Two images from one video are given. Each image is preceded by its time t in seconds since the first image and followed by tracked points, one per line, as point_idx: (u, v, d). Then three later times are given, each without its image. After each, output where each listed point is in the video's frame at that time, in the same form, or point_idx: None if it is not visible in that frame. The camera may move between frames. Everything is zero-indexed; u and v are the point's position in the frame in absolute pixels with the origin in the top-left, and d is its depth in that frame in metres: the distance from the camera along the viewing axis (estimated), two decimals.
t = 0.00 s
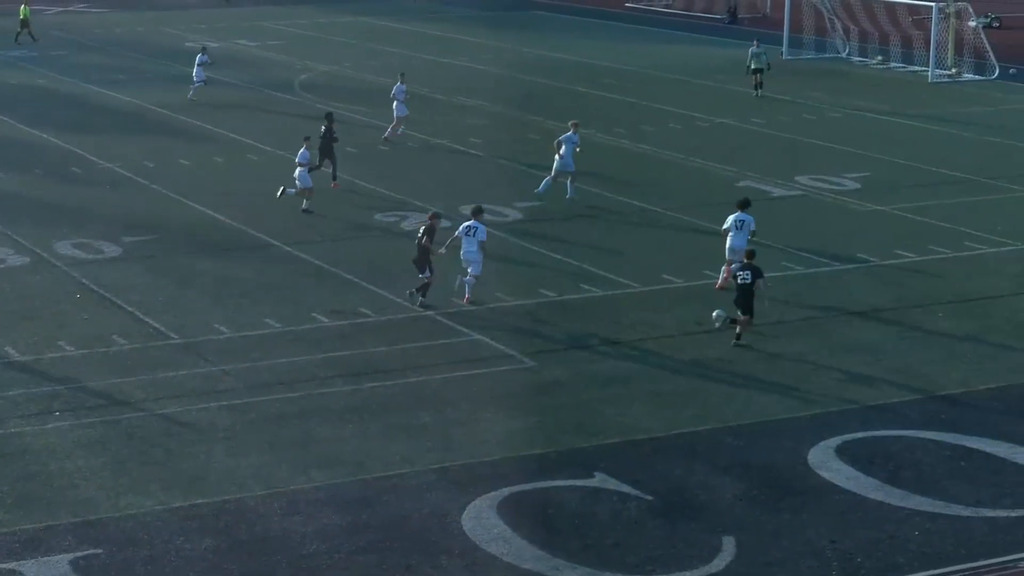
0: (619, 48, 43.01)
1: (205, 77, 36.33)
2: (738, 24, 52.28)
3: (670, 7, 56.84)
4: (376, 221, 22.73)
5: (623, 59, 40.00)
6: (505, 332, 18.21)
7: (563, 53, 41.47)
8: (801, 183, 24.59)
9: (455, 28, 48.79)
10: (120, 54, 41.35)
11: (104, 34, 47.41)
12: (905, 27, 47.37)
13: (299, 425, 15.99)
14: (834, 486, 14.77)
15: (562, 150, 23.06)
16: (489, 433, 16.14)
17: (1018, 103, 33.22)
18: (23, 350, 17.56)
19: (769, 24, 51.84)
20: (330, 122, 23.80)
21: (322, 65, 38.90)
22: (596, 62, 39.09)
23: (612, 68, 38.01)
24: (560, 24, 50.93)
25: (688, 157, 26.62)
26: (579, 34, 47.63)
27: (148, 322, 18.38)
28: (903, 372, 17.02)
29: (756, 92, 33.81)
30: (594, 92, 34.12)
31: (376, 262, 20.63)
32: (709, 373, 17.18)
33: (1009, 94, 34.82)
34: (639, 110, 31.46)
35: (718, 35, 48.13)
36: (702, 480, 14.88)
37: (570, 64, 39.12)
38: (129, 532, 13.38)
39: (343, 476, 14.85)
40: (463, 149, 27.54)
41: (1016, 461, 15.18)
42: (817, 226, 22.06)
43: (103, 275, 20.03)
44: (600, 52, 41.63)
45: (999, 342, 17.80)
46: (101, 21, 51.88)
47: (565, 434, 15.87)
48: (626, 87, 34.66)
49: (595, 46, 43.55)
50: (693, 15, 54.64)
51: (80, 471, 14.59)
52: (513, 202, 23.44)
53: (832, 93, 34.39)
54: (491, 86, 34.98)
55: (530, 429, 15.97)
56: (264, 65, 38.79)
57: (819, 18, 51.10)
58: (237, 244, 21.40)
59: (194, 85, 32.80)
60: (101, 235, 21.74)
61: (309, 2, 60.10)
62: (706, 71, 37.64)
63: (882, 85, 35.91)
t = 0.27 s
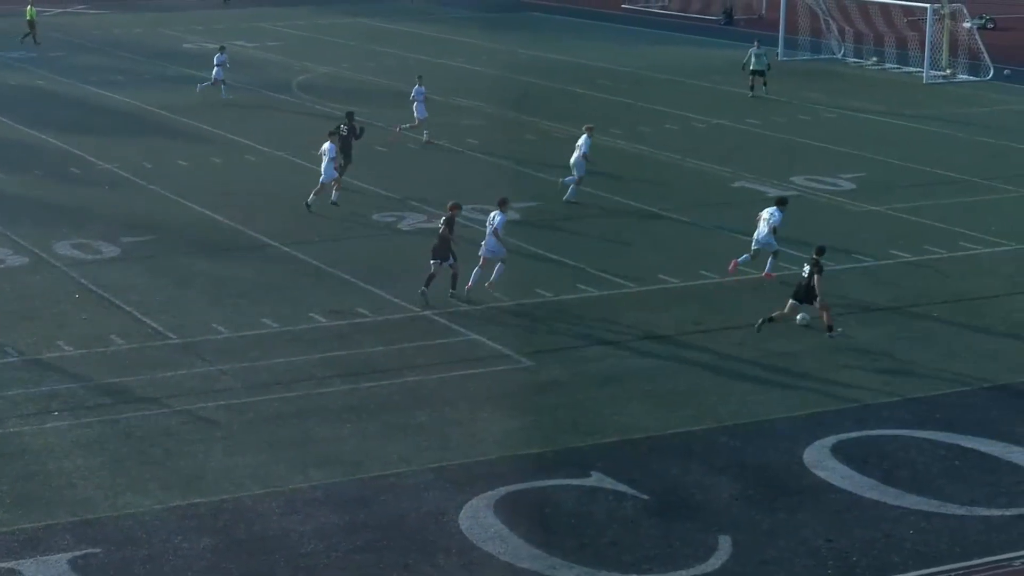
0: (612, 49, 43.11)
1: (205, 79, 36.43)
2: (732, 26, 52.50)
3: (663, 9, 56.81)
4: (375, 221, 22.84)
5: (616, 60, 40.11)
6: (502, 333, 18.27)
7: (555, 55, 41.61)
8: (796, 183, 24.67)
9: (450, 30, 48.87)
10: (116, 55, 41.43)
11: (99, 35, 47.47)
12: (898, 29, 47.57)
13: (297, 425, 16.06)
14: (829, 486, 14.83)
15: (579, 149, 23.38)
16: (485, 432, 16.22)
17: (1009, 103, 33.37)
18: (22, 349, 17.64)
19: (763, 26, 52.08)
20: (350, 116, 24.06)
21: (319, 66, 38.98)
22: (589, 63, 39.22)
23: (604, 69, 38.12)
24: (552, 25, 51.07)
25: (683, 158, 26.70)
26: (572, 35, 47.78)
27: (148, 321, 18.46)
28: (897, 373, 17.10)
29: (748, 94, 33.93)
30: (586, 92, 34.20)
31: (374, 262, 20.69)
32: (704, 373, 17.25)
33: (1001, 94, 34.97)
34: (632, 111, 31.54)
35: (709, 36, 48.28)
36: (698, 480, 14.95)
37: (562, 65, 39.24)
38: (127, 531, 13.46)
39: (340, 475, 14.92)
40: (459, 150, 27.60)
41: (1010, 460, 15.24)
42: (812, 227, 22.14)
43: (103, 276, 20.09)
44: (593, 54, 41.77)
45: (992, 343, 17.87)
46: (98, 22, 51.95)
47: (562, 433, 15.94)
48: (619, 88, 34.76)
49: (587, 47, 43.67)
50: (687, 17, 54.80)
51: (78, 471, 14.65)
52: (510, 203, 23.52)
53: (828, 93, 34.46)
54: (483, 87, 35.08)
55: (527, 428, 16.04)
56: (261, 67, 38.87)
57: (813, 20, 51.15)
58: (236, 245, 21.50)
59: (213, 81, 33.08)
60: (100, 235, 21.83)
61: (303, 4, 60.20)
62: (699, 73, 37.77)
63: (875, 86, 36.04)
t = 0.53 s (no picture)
0: (602, 51, 43.24)
1: (199, 80, 36.56)
2: (724, 27, 52.69)
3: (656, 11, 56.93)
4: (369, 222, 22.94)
5: (606, 62, 40.24)
6: (494, 333, 18.37)
7: (546, 56, 41.75)
8: (786, 184, 24.80)
9: (441, 32, 49.01)
10: (109, 56, 41.55)
11: (92, 36, 47.55)
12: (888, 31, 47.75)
13: (291, 424, 16.18)
14: (820, 485, 14.94)
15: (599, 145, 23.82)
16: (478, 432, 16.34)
17: (997, 104, 33.54)
18: (17, 350, 17.74)
19: (754, 28, 52.28)
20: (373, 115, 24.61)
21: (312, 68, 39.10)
22: (579, 65, 39.36)
23: (595, 70, 38.25)
24: (543, 27, 51.23)
25: (674, 159, 26.82)
26: (563, 36, 47.94)
27: (142, 322, 18.57)
28: (886, 372, 17.21)
29: (738, 95, 34.08)
30: (577, 93, 34.31)
31: (367, 263, 20.79)
32: (696, 373, 17.36)
33: (989, 95, 35.14)
34: (621, 112, 31.66)
35: (699, 37, 48.44)
36: (689, 479, 15.06)
37: (553, 66, 39.36)
38: (123, 530, 13.56)
39: (335, 474, 15.04)
40: (452, 151, 27.71)
41: (999, 459, 15.36)
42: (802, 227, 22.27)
43: (98, 276, 20.19)
44: (584, 55, 41.92)
45: (981, 342, 17.99)
46: (92, 23, 52.06)
47: (554, 432, 16.06)
48: (609, 90, 34.89)
49: (578, 49, 43.81)
50: (678, 20, 54.98)
51: (74, 471, 14.77)
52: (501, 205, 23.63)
53: (819, 95, 34.61)
54: (474, 89, 35.21)
55: (519, 428, 16.15)
56: (254, 68, 38.99)
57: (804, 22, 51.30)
58: (230, 245, 21.61)
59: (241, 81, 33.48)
60: (95, 236, 21.94)
61: (297, 7, 60.36)
62: (689, 74, 37.91)
63: (864, 87, 36.19)
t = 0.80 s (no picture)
0: (581, 54, 43.39)
1: (181, 83, 36.63)
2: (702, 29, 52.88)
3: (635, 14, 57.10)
4: (350, 224, 23.04)
5: (584, 65, 40.39)
6: (475, 334, 18.48)
7: (525, 59, 41.88)
8: (765, 186, 24.95)
9: (421, 35, 49.16)
10: (90, 59, 41.60)
11: (74, 39, 47.60)
12: (865, 34, 47.99)
13: (274, 425, 16.28)
14: (798, 484, 15.07)
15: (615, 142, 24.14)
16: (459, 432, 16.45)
17: (972, 106, 33.79)
18: None
19: (731, 31, 52.50)
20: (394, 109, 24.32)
21: (293, 71, 39.19)
22: (557, 68, 39.51)
23: (573, 73, 38.40)
24: (521, 30, 51.40)
25: (653, 161, 26.96)
26: (542, 39, 48.10)
27: (125, 324, 18.66)
28: (864, 372, 17.34)
29: (715, 98, 34.26)
30: (555, 96, 34.45)
31: (349, 265, 20.89)
32: (676, 372, 17.48)
33: (963, 96, 35.40)
34: (600, 115, 31.80)
35: (677, 40, 48.63)
36: (669, 478, 15.19)
37: (531, 69, 39.49)
38: (107, 531, 13.66)
39: (317, 474, 15.15)
40: (433, 153, 27.81)
41: (976, 458, 15.51)
42: (780, 228, 22.43)
43: (81, 279, 20.27)
44: (562, 58, 42.07)
45: (957, 342, 18.14)
46: (74, 27, 52.11)
47: (536, 432, 16.18)
48: (587, 92, 35.04)
49: (556, 52, 43.97)
50: (657, 23, 55.18)
51: (57, 472, 14.86)
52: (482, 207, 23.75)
53: (797, 97, 34.80)
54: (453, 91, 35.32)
55: (500, 428, 16.27)
56: (235, 72, 39.07)
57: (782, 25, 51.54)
58: (213, 247, 21.70)
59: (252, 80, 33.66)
60: (78, 238, 22.01)
61: (278, 10, 60.47)
62: (667, 77, 38.07)
63: (840, 89, 36.40)
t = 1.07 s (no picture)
0: (542, 57, 43.63)
1: (143, 88, 36.66)
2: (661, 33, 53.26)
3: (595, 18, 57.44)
4: (312, 227, 23.16)
5: (544, 68, 40.61)
6: (437, 335, 18.59)
7: (484, 62, 42.07)
8: (722, 188, 25.14)
9: (382, 39, 49.31)
10: (52, 64, 41.56)
11: (35, 44, 47.54)
12: (822, 38, 48.42)
13: (237, 426, 16.38)
14: (756, 483, 15.22)
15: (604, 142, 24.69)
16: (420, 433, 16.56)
17: (926, 107, 34.17)
18: None
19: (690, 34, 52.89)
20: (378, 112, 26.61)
21: (255, 75, 39.29)
22: (516, 71, 39.71)
23: (532, 76, 38.62)
24: (482, 34, 51.66)
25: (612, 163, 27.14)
26: (503, 43, 48.35)
27: (88, 327, 18.73)
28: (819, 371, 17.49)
29: (673, 101, 34.50)
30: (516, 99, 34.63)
31: (312, 267, 21.01)
32: (636, 373, 17.61)
33: (917, 98, 35.78)
34: (561, 118, 31.99)
35: (637, 43, 48.93)
36: (629, 477, 15.32)
37: (491, 72, 39.69)
38: (70, 533, 13.72)
39: (280, 475, 15.25)
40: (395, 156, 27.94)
41: (932, 456, 15.68)
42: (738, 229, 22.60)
43: (44, 283, 20.32)
44: (522, 62, 42.30)
45: (912, 341, 18.30)
46: (36, 31, 52.01)
47: (496, 433, 16.31)
48: (547, 95, 35.24)
49: (517, 55, 44.20)
50: (617, 26, 55.53)
51: (20, 475, 14.93)
52: (442, 209, 23.88)
53: (754, 99, 35.06)
54: (413, 95, 35.46)
55: (461, 429, 16.39)
56: (197, 76, 39.14)
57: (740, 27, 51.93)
58: (176, 250, 21.78)
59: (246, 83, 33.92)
60: (41, 243, 22.04)
61: (243, 14, 60.51)
62: (626, 79, 38.33)
63: (796, 92, 36.72)
